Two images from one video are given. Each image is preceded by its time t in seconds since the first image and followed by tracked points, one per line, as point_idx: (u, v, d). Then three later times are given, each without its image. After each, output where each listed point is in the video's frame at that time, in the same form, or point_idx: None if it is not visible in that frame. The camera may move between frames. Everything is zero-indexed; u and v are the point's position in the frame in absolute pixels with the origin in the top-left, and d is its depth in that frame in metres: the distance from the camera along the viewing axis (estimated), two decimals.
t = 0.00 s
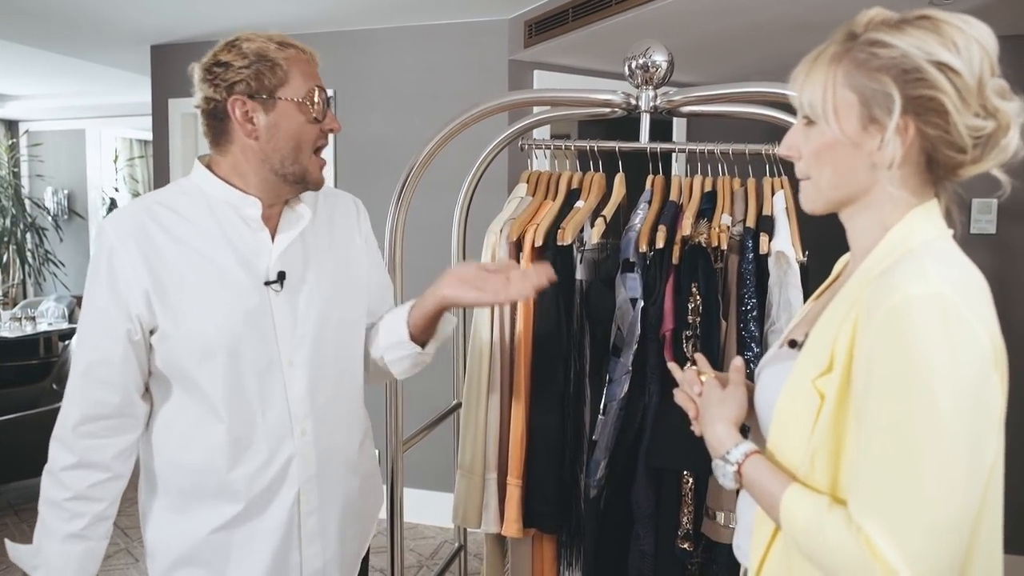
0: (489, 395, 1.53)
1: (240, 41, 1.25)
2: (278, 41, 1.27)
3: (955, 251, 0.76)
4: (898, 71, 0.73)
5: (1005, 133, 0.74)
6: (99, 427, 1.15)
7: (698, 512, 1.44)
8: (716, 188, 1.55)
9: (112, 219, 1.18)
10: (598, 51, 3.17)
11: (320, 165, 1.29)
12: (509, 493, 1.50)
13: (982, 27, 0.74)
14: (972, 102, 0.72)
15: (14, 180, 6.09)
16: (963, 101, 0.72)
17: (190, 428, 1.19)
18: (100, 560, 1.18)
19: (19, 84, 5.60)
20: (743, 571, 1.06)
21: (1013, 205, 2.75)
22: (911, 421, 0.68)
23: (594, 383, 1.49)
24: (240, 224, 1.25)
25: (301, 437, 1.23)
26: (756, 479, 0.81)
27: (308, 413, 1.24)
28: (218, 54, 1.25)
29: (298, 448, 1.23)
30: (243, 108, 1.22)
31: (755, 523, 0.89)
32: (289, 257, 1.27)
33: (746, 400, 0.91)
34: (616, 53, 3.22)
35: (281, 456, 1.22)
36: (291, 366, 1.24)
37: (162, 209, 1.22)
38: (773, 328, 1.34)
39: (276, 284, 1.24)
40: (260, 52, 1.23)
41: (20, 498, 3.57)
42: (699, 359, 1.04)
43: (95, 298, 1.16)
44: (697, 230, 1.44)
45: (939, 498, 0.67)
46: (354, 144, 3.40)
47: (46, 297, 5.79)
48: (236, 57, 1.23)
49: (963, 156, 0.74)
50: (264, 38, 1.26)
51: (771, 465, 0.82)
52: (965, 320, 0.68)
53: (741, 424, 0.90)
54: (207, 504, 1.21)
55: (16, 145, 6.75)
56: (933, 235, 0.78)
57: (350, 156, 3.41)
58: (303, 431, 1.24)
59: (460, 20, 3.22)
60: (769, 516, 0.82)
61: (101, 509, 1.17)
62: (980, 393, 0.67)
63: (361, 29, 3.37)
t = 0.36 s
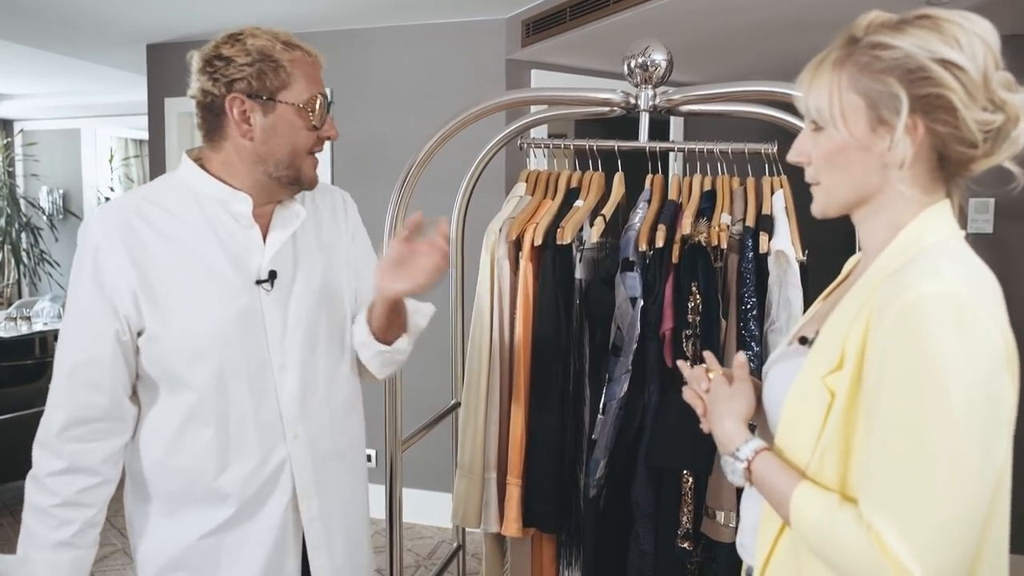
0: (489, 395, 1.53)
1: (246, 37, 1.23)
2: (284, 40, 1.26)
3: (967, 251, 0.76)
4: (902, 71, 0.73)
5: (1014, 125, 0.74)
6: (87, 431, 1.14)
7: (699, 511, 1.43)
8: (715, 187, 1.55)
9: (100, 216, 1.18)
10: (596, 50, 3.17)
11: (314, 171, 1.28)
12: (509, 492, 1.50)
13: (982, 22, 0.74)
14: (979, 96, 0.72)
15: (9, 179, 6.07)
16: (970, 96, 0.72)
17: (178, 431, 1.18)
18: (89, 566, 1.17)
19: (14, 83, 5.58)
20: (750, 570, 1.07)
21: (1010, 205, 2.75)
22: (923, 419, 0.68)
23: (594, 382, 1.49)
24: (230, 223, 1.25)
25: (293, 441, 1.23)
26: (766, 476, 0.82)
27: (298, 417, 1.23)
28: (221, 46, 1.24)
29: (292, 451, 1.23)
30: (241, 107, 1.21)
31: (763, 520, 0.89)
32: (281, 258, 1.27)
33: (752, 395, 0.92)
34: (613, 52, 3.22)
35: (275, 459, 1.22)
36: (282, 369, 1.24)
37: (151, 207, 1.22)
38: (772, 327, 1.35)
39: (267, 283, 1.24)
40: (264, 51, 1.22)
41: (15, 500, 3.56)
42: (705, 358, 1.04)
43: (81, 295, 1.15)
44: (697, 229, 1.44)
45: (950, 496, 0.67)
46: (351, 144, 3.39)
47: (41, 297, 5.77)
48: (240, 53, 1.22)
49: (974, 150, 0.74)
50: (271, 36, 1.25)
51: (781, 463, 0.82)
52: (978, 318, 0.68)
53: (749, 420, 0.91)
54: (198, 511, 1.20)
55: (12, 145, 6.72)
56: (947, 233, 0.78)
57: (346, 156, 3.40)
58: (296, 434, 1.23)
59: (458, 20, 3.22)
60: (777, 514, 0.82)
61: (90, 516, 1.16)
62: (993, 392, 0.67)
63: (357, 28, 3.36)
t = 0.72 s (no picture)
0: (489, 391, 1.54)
1: (276, 38, 1.22)
2: (315, 45, 1.26)
3: (968, 248, 0.77)
4: (907, 66, 0.73)
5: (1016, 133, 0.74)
6: (92, 421, 1.13)
7: (697, 511, 1.43)
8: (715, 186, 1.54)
9: (118, 209, 1.16)
10: (595, 50, 3.17)
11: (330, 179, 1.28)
12: (508, 491, 1.49)
13: (1000, 28, 0.73)
14: (980, 98, 0.71)
15: (7, 179, 6.06)
16: (969, 96, 0.71)
17: (184, 429, 1.18)
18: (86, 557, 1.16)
19: (12, 82, 5.58)
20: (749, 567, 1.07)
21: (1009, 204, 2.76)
22: (923, 414, 0.68)
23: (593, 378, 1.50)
24: (249, 227, 1.25)
25: (291, 451, 1.24)
26: (767, 473, 0.82)
27: (300, 423, 1.25)
28: (249, 45, 1.23)
29: (289, 459, 1.24)
30: (263, 109, 1.21)
31: (762, 518, 0.90)
32: (297, 264, 1.27)
33: (752, 393, 0.92)
34: (612, 52, 3.22)
35: (271, 470, 1.23)
36: (286, 376, 1.24)
37: (171, 203, 1.22)
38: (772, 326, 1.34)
39: (281, 289, 1.24)
40: (293, 55, 1.21)
41: (12, 499, 3.55)
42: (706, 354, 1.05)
43: (92, 285, 1.13)
44: (695, 228, 1.42)
45: (951, 491, 0.67)
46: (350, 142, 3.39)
47: (39, 296, 5.76)
48: (268, 54, 1.21)
49: (969, 152, 0.73)
50: (302, 39, 1.24)
51: (782, 460, 0.82)
52: (978, 314, 0.68)
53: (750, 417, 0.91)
54: (191, 512, 1.20)
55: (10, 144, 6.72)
56: (946, 231, 0.78)
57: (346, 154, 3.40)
58: (294, 443, 1.24)
59: (457, 19, 3.22)
60: (777, 510, 0.82)
61: (89, 506, 1.15)
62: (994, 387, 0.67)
63: (356, 27, 3.36)
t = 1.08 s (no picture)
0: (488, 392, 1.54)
1: (298, 47, 1.23)
2: (336, 54, 1.26)
3: (961, 250, 0.77)
4: (833, 76, 0.77)
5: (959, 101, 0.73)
6: (124, 421, 1.13)
7: (699, 512, 1.43)
8: (715, 185, 1.54)
9: (150, 210, 1.17)
10: (595, 50, 3.17)
11: (346, 186, 1.28)
12: (508, 491, 1.50)
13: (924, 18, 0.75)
14: (906, 80, 0.73)
15: (7, 179, 6.06)
16: (894, 83, 0.73)
17: (214, 430, 1.18)
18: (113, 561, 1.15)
19: (13, 82, 5.57)
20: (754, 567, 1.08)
21: (1009, 204, 2.76)
22: (917, 424, 0.68)
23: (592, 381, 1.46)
24: (277, 231, 1.26)
25: (321, 448, 1.24)
26: (765, 482, 0.82)
27: (329, 422, 1.25)
28: (275, 54, 1.23)
29: (319, 458, 1.24)
30: (282, 117, 1.21)
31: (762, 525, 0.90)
32: (322, 266, 1.28)
33: (752, 399, 0.92)
34: (611, 52, 3.22)
35: (301, 469, 1.23)
36: (315, 376, 1.24)
37: (201, 205, 1.23)
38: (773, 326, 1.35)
39: (308, 291, 1.25)
40: (314, 63, 1.21)
41: (15, 499, 3.55)
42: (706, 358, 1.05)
43: (124, 285, 1.13)
44: (696, 228, 1.42)
45: (946, 500, 0.67)
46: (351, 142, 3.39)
47: (40, 296, 5.76)
48: (290, 62, 1.21)
49: (914, 133, 0.74)
50: (323, 49, 1.24)
51: (780, 469, 0.82)
52: (968, 320, 0.68)
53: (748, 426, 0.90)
54: (218, 513, 1.19)
55: (11, 144, 6.70)
56: (935, 232, 0.78)
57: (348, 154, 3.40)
58: (325, 440, 1.25)
59: (458, 19, 3.22)
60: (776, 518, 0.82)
61: (117, 508, 1.15)
62: (985, 395, 0.67)
63: (357, 28, 3.36)
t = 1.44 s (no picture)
0: (492, 394, 1.54)
1: (273, 45, 1.26)
2: (312, 44, 1.28)
3: (956, 250, 0.77)
4: (853, 66, 0.76)
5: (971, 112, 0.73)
6: (135, 418, 1.14)
7: (704, 511, 1.42)
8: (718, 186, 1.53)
9: (155, 213, 1.20)
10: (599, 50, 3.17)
11: (339, 168, 1.27)
12: (511, 491, 1.51)
13: (953, 23, 0.74)
14: (924, 82, 0.72)
15: (12, 180, 6.09)
16: (912, 84, 0.72)
17: (221, 426, 1.19)
18: (136, 559, 1.17)
19: (18, 83, 5.59)
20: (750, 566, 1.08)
21: (1013, 203, 2.75)
22: (906, 420, 0.68)
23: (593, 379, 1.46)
24: (277, 225, 1.26)
25: (329, 438, 1.23)
26: (757, 478, 0.82)
27: (336, 413, 1.24)
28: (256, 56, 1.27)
29: (325, 450, 1.23)
30: (264, 109, 1.24)
31: (759, 522, 0.90)
32: (322, 257, 1.27)
33: (748, 395, 0.92)
34: (615, 52, 3.22)
35: (307, 461, 1.21)
36: (319, 366, 1.23)
37: (203, 207, 1.24)
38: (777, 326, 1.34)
39: (310, 283, 1.24)
40: (286, 54, 1.24)
41: (22, 499, 3.57)
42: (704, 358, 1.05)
43: (131, 285, 1.15)
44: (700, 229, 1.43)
45: (934, 496, 0.67)
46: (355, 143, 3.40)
47: (46, 297, 5.78)
48: (265, 59, 1.25)
49: (922, 137, 0.74)
50: (298, 41, 1.27)
51: (773, 465, 0.82)
52: (958, 318, 0.68)
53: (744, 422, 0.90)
54: (230, 509, 1.20)
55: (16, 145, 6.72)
56: (932, 232, 0.78)
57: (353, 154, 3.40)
58: (331, 430, 1.23)
59: (461, 20, 3.22)
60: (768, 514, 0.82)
61: (139, 504, 1.16)
62: (976, 393, 0.68)
63: (360, 28, 3.37)
